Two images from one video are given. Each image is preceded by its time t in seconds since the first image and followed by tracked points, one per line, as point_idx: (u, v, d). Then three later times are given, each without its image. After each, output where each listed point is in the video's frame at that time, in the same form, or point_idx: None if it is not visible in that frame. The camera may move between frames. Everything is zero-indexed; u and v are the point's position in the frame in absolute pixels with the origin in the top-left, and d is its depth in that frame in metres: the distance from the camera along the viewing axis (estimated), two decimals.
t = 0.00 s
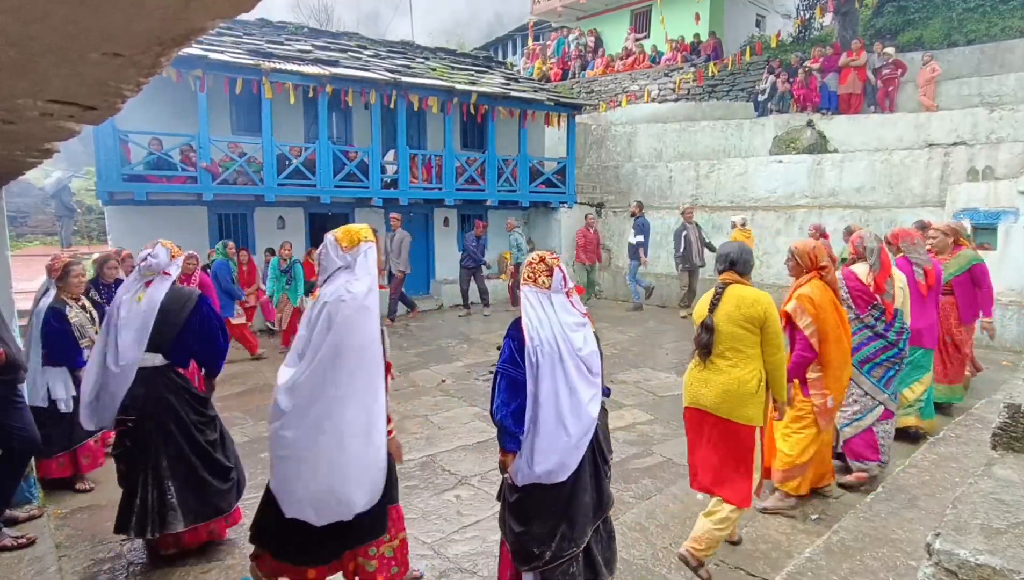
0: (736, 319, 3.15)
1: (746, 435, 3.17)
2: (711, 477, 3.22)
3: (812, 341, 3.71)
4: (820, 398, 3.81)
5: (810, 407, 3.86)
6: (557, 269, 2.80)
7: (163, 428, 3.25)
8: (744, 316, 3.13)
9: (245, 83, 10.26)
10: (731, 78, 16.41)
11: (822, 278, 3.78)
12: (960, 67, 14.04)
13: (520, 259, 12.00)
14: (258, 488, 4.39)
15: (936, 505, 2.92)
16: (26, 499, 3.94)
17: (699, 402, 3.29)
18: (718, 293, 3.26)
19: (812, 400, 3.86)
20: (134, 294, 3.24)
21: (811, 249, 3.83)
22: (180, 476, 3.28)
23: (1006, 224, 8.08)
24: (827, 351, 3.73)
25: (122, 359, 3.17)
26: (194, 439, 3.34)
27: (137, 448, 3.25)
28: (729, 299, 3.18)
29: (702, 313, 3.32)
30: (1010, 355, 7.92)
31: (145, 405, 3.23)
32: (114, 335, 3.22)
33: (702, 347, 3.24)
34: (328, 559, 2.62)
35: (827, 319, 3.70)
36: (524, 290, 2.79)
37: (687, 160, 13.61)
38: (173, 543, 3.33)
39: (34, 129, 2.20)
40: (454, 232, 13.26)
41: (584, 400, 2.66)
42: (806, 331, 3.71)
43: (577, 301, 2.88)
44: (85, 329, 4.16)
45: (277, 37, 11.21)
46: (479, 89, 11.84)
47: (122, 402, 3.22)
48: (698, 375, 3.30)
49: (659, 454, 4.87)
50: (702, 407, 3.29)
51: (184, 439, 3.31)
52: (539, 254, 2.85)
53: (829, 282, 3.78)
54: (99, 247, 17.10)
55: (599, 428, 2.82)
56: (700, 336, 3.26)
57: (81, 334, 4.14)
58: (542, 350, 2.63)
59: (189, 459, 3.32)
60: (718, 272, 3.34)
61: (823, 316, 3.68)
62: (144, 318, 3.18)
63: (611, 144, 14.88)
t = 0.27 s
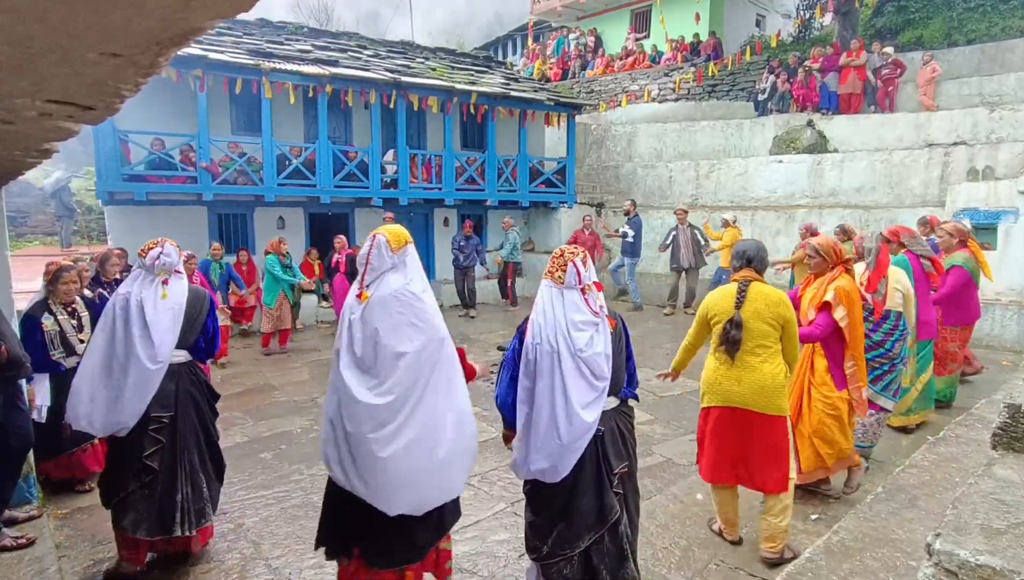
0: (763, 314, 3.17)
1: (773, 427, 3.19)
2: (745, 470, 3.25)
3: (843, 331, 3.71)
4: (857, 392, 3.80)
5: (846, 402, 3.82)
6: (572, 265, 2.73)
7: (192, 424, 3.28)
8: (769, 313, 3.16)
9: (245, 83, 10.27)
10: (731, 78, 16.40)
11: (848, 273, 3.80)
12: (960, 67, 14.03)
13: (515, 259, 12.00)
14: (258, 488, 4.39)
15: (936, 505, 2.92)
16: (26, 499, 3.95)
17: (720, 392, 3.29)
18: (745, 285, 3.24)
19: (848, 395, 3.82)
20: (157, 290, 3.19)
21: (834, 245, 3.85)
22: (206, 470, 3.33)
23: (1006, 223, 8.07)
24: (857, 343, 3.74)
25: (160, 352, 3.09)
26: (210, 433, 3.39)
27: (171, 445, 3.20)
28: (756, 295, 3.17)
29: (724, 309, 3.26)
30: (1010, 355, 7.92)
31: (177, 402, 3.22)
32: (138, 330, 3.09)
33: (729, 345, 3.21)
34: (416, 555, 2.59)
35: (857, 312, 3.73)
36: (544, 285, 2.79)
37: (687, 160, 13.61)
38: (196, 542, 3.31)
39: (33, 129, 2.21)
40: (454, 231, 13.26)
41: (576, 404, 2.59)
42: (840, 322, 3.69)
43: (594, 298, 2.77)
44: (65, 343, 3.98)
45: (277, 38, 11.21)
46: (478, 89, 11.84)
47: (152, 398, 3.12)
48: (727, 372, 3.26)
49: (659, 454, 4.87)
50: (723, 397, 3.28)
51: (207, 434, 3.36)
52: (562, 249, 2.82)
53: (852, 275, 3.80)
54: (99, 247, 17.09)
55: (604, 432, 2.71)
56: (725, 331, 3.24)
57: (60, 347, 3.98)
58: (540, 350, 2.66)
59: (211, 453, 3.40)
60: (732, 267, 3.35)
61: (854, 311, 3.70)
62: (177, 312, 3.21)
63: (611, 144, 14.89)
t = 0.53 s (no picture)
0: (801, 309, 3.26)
1: (804, 417, 3.36)
2: (789, 461, 3.38)
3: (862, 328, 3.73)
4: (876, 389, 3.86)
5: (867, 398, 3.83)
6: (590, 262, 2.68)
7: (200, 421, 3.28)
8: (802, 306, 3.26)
9: (245, 83, 10.26)
10: (731, 78, 16.40)
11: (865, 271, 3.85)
12: (960, 67, 14.02)
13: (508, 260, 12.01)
14: (258, 487, 4.39)
15: (936, 505, 2.92)
16: (26, 498, 3.96)
17: (754, 381, 3.29)
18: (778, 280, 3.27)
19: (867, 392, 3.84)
20: (159, 288, 3.17)
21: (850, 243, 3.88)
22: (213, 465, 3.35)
23: (1006, 223, 8.07)
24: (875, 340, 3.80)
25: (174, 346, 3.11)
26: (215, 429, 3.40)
27: (183, 441, 3.20)
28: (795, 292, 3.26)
29: (765, 306, 3.25)
30: (1010, 355, 7.91)
31: (186, 399, 3.22)
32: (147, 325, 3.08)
33: (775, 342, 3.22)
34: (491, 534, 2.92)
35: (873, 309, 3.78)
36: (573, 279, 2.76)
37: (687, 159, 13.61)
38: (216, 534, 3.32)
39: (32, 129, 2.21)
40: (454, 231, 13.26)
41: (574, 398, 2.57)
42: (859, 318, 3.71)
43: (611, 294, 2.67)
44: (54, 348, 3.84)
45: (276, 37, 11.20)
46: (478, 89, 11.84)
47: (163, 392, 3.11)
48: (771, 370, 3.28)
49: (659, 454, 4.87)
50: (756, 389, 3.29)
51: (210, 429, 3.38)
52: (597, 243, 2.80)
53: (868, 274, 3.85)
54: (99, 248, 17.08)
55: (599, 429, 2.67)
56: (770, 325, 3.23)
57: (49, 351, 3.85)
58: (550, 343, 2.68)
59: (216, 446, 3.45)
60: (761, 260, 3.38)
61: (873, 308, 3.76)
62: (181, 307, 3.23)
63: (611, 144, 14.89)
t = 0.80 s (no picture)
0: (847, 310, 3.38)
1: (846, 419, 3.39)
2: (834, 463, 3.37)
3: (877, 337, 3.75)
4: (891, 396, 3.91)
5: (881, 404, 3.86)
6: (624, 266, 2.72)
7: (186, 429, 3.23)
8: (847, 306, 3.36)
9: (245, 83, 10.26)
10: (731, 77, 16.39)
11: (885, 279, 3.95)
12: (959, 66, 14.02)
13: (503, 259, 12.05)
14: (257, 487, 4.39)
15: (937, 505, 2.92)
16: (26, 499, 3.96)
17: (818, 384, 3.28)
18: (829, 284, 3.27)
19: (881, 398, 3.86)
20: (139, 294, 3.06)
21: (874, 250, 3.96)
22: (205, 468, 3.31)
23: (1007, 223, 8.07)
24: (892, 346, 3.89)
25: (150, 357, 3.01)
26: (205, 436, 3.34)
27: (169, 450, 3.15)
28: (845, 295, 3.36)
29: (821, 308, 3.24)
30: (1011, 355, 7.91)
31: (168, 407, 3.15)
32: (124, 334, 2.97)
33: (838, 343, 3.22)
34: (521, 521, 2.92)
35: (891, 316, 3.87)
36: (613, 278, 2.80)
37: (687, 159, 13.61)
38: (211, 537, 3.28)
39: (32, 129, 2.21)
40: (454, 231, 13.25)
41: (595, 399, 2.61)
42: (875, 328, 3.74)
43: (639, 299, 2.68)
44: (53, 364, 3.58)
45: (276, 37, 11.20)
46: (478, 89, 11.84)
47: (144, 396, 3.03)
48: (827, 372, 3.28)
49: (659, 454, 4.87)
50: (818, 391, 3.30)
51: (200, 437, 3.30)
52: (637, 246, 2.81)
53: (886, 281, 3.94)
54: (99, 248, 17.09)
55: (616, 427, 2.70)
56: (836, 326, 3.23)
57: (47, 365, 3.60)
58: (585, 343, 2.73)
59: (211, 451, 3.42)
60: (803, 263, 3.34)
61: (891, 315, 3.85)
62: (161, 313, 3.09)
63: (611, 144, 14.89)
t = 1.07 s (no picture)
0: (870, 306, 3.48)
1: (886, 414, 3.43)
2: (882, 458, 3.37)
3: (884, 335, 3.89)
4: (905, 395, 3.81)
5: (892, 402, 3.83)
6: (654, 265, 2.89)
7: (157, 445, 3.04)
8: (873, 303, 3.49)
9: (244, 83, 10.26)
10: (731, 77, 16.38)
11: (898, 277, 3.96)
12: (959, 66, 14.01)
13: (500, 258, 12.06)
14: (257, 487, 4.39)
15: (937, 504, 2.92)
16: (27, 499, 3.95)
17: (868, 379, 3.30)
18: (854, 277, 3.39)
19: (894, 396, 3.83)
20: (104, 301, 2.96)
21: (890, 248, 3.97)
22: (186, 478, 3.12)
23: (1007, 223, 8.07)
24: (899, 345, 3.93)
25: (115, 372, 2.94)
26: (180, 452, 3.10)
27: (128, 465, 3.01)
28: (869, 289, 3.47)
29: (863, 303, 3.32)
30: (1011, 354, 7.91)
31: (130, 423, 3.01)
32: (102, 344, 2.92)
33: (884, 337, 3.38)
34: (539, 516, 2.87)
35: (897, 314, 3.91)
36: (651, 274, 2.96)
37: (687, 159, 13.61)
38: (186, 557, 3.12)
39: (32, 128, 2.20)
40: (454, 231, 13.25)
41: (617, 387, 2.89)
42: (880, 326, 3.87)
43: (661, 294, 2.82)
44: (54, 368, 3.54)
45: (276, 37, 11.20)
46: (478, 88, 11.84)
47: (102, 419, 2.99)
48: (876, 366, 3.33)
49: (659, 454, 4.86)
50: (869, 387, 3.30)
51: (174, 451, 3.08)
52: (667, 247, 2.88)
53: (897, 282, 3.96)
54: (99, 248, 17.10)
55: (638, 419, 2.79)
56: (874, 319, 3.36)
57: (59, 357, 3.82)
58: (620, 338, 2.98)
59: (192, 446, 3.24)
60: (830, 259, 3.41)
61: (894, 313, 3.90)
62: (121, 327, 2.94)
63: (611, 144, 14.89)
